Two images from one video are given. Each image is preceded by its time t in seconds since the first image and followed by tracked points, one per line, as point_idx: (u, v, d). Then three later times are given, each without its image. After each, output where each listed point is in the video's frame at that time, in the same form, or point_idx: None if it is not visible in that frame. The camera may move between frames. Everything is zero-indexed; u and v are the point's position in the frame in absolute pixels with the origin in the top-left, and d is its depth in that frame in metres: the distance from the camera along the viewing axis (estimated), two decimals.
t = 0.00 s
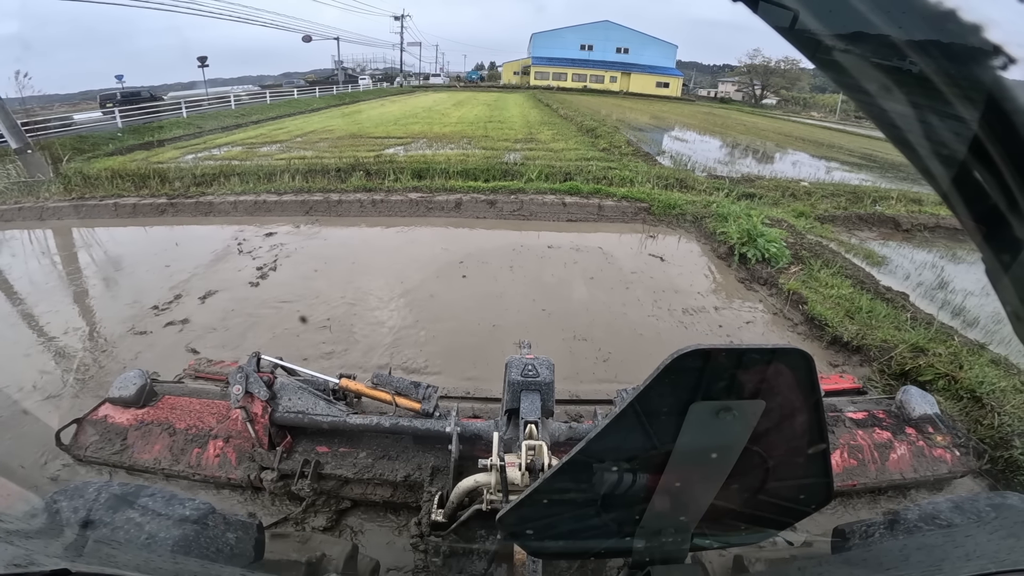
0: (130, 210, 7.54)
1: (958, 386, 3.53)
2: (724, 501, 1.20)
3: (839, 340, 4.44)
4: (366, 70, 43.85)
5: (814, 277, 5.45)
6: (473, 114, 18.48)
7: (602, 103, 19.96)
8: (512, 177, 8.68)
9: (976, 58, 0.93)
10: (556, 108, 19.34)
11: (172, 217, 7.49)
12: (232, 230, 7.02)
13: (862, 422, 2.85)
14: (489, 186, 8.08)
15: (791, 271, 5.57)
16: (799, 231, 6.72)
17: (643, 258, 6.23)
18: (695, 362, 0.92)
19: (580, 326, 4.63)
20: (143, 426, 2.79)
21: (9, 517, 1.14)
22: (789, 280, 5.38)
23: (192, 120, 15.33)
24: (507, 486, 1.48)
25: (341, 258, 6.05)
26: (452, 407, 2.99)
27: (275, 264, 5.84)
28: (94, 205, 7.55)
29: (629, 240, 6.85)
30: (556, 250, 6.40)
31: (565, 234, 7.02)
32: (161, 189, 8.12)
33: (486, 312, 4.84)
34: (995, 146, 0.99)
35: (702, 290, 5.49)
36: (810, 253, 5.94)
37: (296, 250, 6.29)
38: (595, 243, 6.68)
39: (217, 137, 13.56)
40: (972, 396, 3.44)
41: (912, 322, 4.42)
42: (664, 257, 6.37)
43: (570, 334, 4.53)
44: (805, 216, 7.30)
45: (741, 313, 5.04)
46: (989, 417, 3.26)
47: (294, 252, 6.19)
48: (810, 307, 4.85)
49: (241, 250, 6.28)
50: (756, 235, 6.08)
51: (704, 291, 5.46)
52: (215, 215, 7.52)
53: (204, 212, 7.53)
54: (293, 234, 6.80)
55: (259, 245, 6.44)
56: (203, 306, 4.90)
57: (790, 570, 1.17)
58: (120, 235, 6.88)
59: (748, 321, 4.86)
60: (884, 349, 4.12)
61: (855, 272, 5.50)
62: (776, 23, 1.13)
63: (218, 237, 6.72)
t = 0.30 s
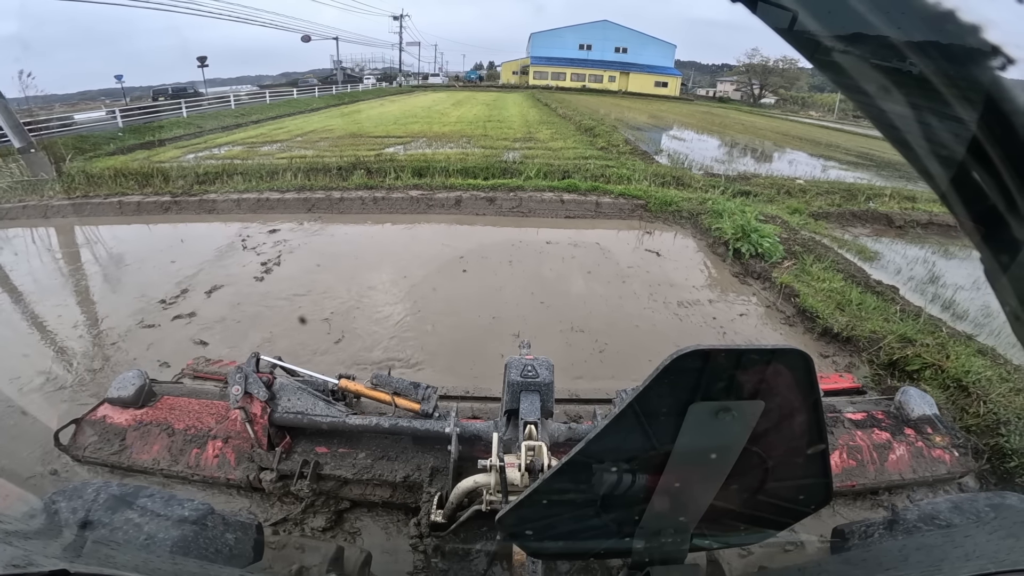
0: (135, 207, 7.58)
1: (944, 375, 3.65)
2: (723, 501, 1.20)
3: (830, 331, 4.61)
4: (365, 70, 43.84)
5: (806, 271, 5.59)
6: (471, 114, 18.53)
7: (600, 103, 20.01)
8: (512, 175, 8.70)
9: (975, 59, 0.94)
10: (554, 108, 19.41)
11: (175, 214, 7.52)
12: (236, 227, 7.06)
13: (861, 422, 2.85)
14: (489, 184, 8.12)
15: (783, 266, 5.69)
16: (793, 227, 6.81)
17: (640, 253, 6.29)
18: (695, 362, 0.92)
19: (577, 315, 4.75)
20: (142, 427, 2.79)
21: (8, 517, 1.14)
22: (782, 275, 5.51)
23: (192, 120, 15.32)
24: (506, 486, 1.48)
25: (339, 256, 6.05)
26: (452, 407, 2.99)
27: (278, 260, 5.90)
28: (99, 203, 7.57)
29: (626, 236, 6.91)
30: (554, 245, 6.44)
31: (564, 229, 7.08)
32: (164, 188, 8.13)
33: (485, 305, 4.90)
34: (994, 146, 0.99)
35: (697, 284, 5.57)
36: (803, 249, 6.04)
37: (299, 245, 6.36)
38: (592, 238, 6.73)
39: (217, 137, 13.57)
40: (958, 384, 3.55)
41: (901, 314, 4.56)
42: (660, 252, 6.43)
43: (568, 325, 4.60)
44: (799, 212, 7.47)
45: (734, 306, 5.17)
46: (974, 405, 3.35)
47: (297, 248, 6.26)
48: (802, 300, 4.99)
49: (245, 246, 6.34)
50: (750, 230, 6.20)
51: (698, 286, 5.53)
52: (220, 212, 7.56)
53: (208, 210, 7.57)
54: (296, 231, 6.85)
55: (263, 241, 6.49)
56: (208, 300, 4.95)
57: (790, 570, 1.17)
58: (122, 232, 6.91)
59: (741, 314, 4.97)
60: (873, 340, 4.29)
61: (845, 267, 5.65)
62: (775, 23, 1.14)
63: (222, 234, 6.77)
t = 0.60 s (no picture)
0: (140, 206, 7.59)
1: (930, 364, 3.78)
2: (723, 501, 1.20)
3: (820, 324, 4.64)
4: (364, 71, 43.82)
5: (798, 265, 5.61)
6: (471, 114, 18.55)
7: (598, 102, 20.03)
8: (512, 174, 8.70)
9: (975, 58, 0.94)
10: (553, 107, 19.40)
11: (180, 213, 7.53)
12: (241, 224, 7.08)
13: (861, 422, 2.85)
14: (488, 182, 8.11)
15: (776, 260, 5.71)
16: (787, 223, 6.79)
17: (637, 249, 6.31)
18: (694, 362, 0.92)
19: (575, 305, 4.85)
20: (142, 426, 2.79)
21: (7, 517, 1.14)
22: (772, 266, 5.60)
23: (192, 120, 15.29)
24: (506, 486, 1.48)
25: (338, 254, 6.04)
26: (452, 407, 2.99)
27: (281, 256, 5.94)
28: (105, 202, 7.59)
29: (624, 232, 6.92)
30: (553, 242, 6.46)
31: (563, 226, 7.10)
32: (171, 186, 8.14)
33: (483, 298, 4.93)
34: (993, 146, 0.99)
35: (692, 278, 5.64)
36: (796, 245, 6.08)
37: (302, 241, 6.40)
38: (590, 235, 6.75)
39: (218, 137, 13.56)
40: (944, 374, 3.68)
41: (889, 307, 4.69)
42: (656, 248, 6.46)
43: (565, 318, 4.63)
44: (793, 210, 7.37)
45: (726, 298, 5.22)
46: (959, 394, 3.45)
47: (302, 244, 6.31)
48: (793, 294, 5.03)
49: (250, 242, 6.39)
50: (744, 226, 6.22)
51: (693, 280, 5.56)
52: (223, 211, 7.58)
53: (213, 208, 7.61)
54: (300, 228, 6.86)
55: (267, 238, 6.53)
56: (216, 293, 5.05)
57: (789, 570, 1.17)
58: (125, 230, 6.91)
59: (734, 307, 5.00)
60: (861, 330, 4.36)
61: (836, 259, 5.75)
62: (775, 23, 1.13)
63: (229, 231, 6.82)
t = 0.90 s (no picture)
0: (144, 204, 7.63)
1: (918, 354, 3.94)
2: (723, 501, 1.20)
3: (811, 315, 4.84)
4: (364, 71, 43.80)
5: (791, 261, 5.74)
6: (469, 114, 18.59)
7: (596, 102, 20.08)
8: (511, 172, 8.71)
9: (975, 58, 0.94)
10: (552, 107, 19.42)
11: (184, 211, 7.56)
12: (244, 222, 7.11)
13: (861, 421, 2.85)
14: (488, 180, 8.12)
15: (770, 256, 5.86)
16: (781, 221, 6.93)
17: (635, 247, 6.34)
18: (694, 362, 0.92)
19: (575, 300, 4.98)
20: (142, 427, 2.79)
21: (7, 517, 1.14)
22: (767, 263, 5.72)
23: (193, 120, 15.29)
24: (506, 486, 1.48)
25: (339, 251, 6.06)
26: (452, 407, 2.99)
27: (285, 254, 5.99)
28: (109, 201, 7.63)
29: (621, 230, 6.94)
30: (551, 239, 6.51)
31: (561, 223, 7.13)
32: (175, 185, 8.17)
33: (482, 292, 5.07)
34: (994, 146, 0.99)
35: (687, 274, 5.72)
36: (790, 242, 6.14)
37: (305, 238, 6.47)
38: (588, 232, 6.79)
39: (219, 136, 13.56)
40: (931, 364, 3.83)
41: (877, 300, 4.80)
42: (653, 244, 6.52)
43: (563, 311, 4.78)
44: (789, 207, 7.66)
45: (721, 294, 5.34)
46: (946, 383, 3.60)
47: (306, 241, 6.37)
48: (785, 288, 5.20)
49: (255, 240, 6.45)
50: (739, 223, 6.33)
51: (689, 276, 5.69)
52: (226, 209, 7.61)
53: (217, 206, 7.64)
54: (304, 225, 6.89)
55: (271, 235, 6.58)
56: (223, 288, 5.18)
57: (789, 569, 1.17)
58: (128, 229, 6.93)
59: (728, 301, 5.16)
60: (851, 322, 4.53)
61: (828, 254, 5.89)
62: (775, 23, 1.14)
63: (233, 229, 6.86)
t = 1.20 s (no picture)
0: (149, 202, 7.66)
1: (904, 345, 3.97)
2: (723, 501, 1.20)
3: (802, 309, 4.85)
4: (364, 71, 43.83)
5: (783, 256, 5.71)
6: (469, 114, 18.61)
7: (594, 103, 20.12)
8: (511, 171, 8.71)
9: (974, 58, 0.93)
10: (551, 106, 19.40)
11: (189, 209, 7.60)
12: (247, 220, 7.13)
13: (864, 421, 2.84)
14: (488, 178, 8.13)
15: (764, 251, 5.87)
16: (776, 218, 6.91)
17: (632, 243, 6.36)
18: (694, 361, 0.92)
19: (574, 294, 5.00)
20: (145, 426, 2.80)
21: (8, 517, 1.14)
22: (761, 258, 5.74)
23: (194, 120, 15.31)
24: (508, 486, 1.48)
25: (342, 247, 6.07)
26: (453, 407, 2.99)
27: (289, 250, 6.02)
28: (114, 198, 7.66)
29: (618, 227, 6.95)
30: (550, 235, 6.51)
31: (560, 220, 7.14)
32: (180, 183, 8.20)
33: (483, 286, 5.11)
34: (994, 146, 0.98)
35: (684, 270, 5.73)
36: (784, 238, 6.16)
37: (309, 234, 6.50)
38: (586, 229, 6.80)
39: (221, 136, 13.58)
40: (917, 355, 3.85)
41: (867, 295, 4.81)
42: (650, 241, 6.53)
43: (561, 304, 4.81)
44: (784, 205, 7.56)
45: (715, 288, 5.37)
46: (932, 373, 3.63)
47: (309, 238, 6.39)
48: (778, 282, 5.23)
49: (259, 236, 6.48)
50: (735, 220, 6.29)
51: (684, 271, 5.69)
52: (229, 207, 7.63)
53: (220, 204, 7.65)
54: (306, 223, 6.92)
55: (275, 232, 6.61)
56: (229, 282, 5.23)
57: (789, 569, 1.16)
58: (132, 227, 6.95)
59: (722, 295, 5.21)
60: (841, 314, 4.56)
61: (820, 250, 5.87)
62: (775, 23, 1.13)
63: (236, 226, 6.88)
